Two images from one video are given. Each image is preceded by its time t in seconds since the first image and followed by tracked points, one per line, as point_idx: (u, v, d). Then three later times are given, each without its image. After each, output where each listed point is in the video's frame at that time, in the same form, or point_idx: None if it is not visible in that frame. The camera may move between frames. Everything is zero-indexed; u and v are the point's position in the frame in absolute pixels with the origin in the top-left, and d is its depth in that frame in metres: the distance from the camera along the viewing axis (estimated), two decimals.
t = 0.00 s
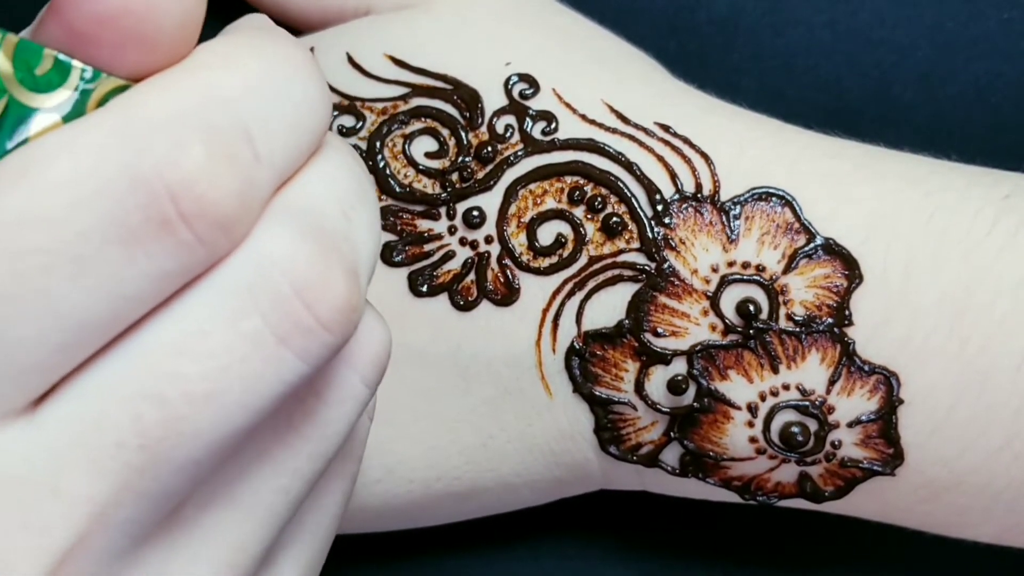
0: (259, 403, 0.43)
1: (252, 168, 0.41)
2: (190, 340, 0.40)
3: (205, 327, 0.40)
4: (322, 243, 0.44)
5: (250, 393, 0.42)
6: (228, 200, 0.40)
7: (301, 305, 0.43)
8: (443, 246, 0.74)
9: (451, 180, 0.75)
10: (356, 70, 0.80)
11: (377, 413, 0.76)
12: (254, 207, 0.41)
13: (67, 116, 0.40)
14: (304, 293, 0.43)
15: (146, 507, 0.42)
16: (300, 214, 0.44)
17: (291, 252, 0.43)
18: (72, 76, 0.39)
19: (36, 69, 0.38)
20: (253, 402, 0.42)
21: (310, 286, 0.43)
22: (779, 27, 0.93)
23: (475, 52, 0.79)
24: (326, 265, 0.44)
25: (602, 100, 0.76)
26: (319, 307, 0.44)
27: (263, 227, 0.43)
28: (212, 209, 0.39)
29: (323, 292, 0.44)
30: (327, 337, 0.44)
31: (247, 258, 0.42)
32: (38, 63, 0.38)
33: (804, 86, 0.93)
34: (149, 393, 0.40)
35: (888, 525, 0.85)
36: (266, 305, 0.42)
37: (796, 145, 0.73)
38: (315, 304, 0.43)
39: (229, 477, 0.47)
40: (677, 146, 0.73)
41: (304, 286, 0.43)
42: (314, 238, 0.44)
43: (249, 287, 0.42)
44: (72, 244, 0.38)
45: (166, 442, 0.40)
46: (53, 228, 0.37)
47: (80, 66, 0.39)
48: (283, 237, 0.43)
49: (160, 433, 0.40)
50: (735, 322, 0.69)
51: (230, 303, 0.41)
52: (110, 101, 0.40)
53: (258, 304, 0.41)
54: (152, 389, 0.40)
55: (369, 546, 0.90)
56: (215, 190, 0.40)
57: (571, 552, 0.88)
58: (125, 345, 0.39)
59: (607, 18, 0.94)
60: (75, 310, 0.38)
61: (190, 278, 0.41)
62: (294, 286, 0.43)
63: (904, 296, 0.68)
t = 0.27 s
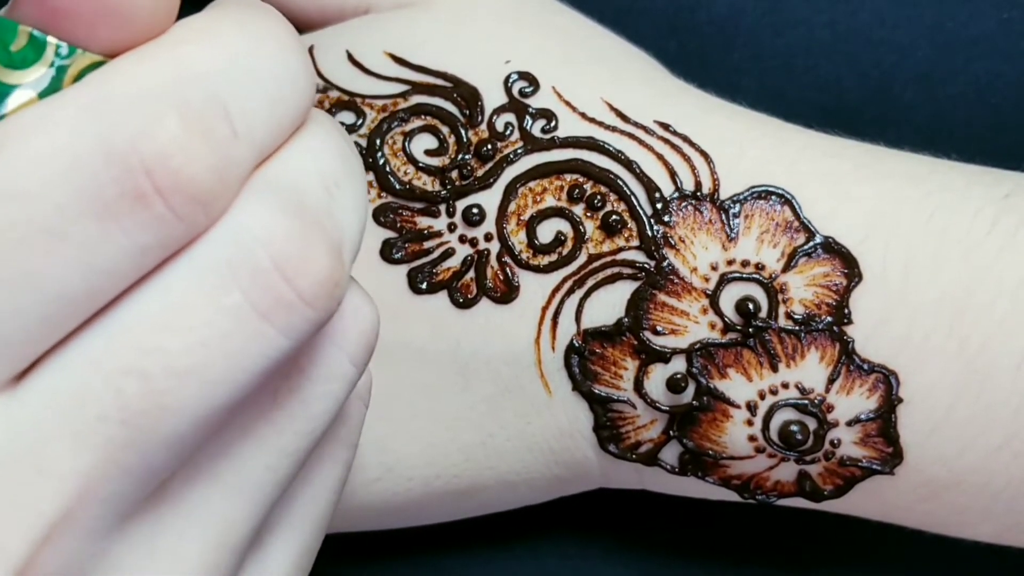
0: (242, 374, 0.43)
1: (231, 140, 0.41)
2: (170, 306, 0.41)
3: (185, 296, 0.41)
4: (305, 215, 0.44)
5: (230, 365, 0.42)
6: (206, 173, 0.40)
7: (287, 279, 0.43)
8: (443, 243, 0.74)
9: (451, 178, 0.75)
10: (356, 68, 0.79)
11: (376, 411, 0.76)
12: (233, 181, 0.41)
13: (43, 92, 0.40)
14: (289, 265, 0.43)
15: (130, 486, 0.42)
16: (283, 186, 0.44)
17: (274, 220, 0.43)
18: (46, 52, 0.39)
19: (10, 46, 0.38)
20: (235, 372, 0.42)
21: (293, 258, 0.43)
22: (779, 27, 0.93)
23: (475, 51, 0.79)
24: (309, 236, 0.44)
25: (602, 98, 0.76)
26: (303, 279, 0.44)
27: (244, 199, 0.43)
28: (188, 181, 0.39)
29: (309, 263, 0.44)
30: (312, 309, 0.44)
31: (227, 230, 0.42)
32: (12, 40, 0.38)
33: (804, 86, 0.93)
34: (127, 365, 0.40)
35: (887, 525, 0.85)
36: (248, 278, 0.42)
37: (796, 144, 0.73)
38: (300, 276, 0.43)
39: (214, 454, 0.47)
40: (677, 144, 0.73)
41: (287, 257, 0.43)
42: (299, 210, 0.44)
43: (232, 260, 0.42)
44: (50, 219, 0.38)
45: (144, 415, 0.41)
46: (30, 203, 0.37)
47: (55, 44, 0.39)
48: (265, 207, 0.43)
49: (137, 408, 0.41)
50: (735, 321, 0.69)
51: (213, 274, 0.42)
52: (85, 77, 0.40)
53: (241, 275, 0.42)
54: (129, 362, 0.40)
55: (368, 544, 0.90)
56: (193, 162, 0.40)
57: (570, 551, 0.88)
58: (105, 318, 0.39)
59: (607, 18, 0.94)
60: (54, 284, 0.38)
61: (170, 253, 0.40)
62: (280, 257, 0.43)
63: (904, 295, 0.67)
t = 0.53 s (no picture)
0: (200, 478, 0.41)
1: (180, 180, 0.37)
2: (112, 422, 0.38)
3: (133, 396, 0.38)
4: (252, 287, 0.43)
5: (188, 476, 0.41)
6: (166, 165, 0.36)
7: (241, 368, 0.42)
8: (442, 247, 0.74)
9: (450, 182, 0.75)
10: (355, 71, 0.79)
11: (376, 414, 0.76)
12: (188, 220, 0.38)
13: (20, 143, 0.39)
14: (243, 349, 0.42)
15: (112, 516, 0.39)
16: (223, 265, 0.42)
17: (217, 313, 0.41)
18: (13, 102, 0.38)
19: None
20: (191, 481, 0.41)
21: (242, 348, 0.42)
22: (779, 28, 0.93)
23: (475, 54, 0.79)
24: (257, 315, 0.43)
25: (601, 102, 0.76)
26: (258, 353, 0.43)
27: (179, 275, 0.41)
28: (137, 238, 0.37)
29: (257, 346, 0.43)
30: (263, 386, 0.43)
31: (168, 324, 0.40)
32: None
33: (804, 87, 0.93)
34: (76, 472, 0.38)
35: (887, 527, 0.85)
36: (198, 371, 0.40)
37: (795, 147, 0.73)
38: (254, 355, 0.43)
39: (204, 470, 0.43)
40: (676, 148, 0.73)
41: (237, 350, 0.42)
42: (244, 290, 0.42)
43: (177, 356, 0.40)
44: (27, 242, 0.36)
45: (114, 523, 0.40)
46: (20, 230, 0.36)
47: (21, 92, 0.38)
48: (208, 288, 0.41)
49: (95, 521, 0.39)
50: (734, 324, 0.69)
51: (158, 383, 0.39)
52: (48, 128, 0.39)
53: (191, 369, 0.40)
54: (80, 473, 0.38)
55: (369, 546, 0.90)
56: (138, 215, 0.36)
57: (571, 553, 0.88)
58: (58, 420, 0.37)
59: (607, 19, 0.94)
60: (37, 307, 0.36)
61: (164, 238, 0.38)
62: (233, 349, 0.42)
63: (903, 299, 0.67)
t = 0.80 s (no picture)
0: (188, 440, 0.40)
1: (183, 135, 0.36)
2: (97, 370, 0.37)
3: (118, 349, 0.37)
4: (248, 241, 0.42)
5: (175, 436, 0.39)
6: (169, 125, 0.36)
7: (229, 329, 0.41)
8: (442, 248, 0.74)
9: (450, 183, 0.75)
10: (356, 72, 0.80)
11: (376, 414, 0.76)
12: (187, 175, 0.37)
13: None
14: (235, 314, 0.41)
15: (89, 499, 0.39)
16: (218, 225, 0.41)
17: (209, 274, 0.40)
18: None
19: None
20: (180, 441, 0.40)
21: (234, 311, 0.41)
22: (779, 28, 0.93)
23: (476, 55, 0.79)
24: (251, 278, 0.41)
25: (602, 103, 0.76)
26: (249, 315, 0.41)
27: (175, 234, 0.40)
28: (137, 189, 0.36)
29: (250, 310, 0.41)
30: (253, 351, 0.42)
31: (158, 288, 0.39)
32: None
33: (804, 87, 0.93)
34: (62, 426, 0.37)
35: (887, 528, 0.85)
36: (188, 330, 0.39)
37: (796, 147, 0.73)
38: (246, 321, 0.41)
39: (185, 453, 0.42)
40: (676, 148, 0.73)
41: (228, 313, 0.41)
42: (240, 253, 0.41)
43: (166, 314, 0.39)
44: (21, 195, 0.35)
45: (101, 483, 0.38)
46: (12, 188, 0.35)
47: None
48: (206, 252, 0.40)
49: (83, 479, 0.38)
50: (734, 325, 0.69)
51: (146, 337, 0.38)
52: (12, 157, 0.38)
53: (181, 327, 0.39)
54: (67, 427, 0.37)
55: (368, 547, 0.90)
56: (140, 162, 0.35)
57: (571, 554, 0.88)
58: (49, 373, 0.36)
59: (607, 20, 0.94)
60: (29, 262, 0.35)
61: (157, 201, 0.37)
62: (219, 312, 0.40)
63: (904, 300, 0.67)
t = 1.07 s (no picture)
0: (205, 459, 0.42)
1: (212, 161, 0.37)
2: (119, 389, 0.39)
3: (137, 369, 0.39)
4: (266, 268, 0.43)
5: (192, 457, 0.41)
6: (199, 147, 0.37)
7: (248, 354, 0.42)
8: (443, 248, 0.74)
9: (451, 183, 0.75)
10: (356, 72, 0.80)
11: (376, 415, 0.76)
12: (218, 199, 0.38)
13: None
14: (253, 339, 0.42)
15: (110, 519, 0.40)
16: (237, 251, 0.42)
17: (228, 300, 0.42)
18: None
19: None
20: (196, 462, 0.41)
21: (251, 336, 0.42)
22: (779, 28, 0.93)
23: (476, 56, 0.79)
24: (268, 305, 0.43)
25: (602, 103, 0.76)
26: (268, 341, 0.43)
27: (201, 255, 0.41)
28: (164, 213, 0.37)
29: (268, 336, 0.43)
30: (270, 375, 0.43)
31: (179, 311, 0.40)
32: None
33: (803, 87, 0.93)
34: (87, 442, 0.38)
35: (887, 528, 0.85)
36: (207, 350, 0.40)
37: (797, 147, 0.73)
38: (264, 345, 0.43)
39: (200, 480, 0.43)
40: (677, 149, 0.73)
41: (244, 338, 0.42)
42: (258, 279, 0.43)
43: (186, 336, 0.40)
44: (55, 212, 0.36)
45: (119, 501, 0.40)
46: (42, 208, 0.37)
47: None
48: (227, 278, 0.42)
49: (100, 495, 0.39)
50: (735, 325, 0.69)
51: (164, 359, 0.39)
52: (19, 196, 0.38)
53: (201, 348, 0.40)
54: (85, 446, 0.38)
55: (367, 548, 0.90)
56: (167, 186, 0.36)
57: (571, 554, 0.88)
58: (75, 393, 0.38)
59: (607, 20, 0.94)
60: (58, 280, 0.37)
61: (184, 221, 0.38)
62: (235, 336, 0.42)
63: (904, 301, 0.67)
